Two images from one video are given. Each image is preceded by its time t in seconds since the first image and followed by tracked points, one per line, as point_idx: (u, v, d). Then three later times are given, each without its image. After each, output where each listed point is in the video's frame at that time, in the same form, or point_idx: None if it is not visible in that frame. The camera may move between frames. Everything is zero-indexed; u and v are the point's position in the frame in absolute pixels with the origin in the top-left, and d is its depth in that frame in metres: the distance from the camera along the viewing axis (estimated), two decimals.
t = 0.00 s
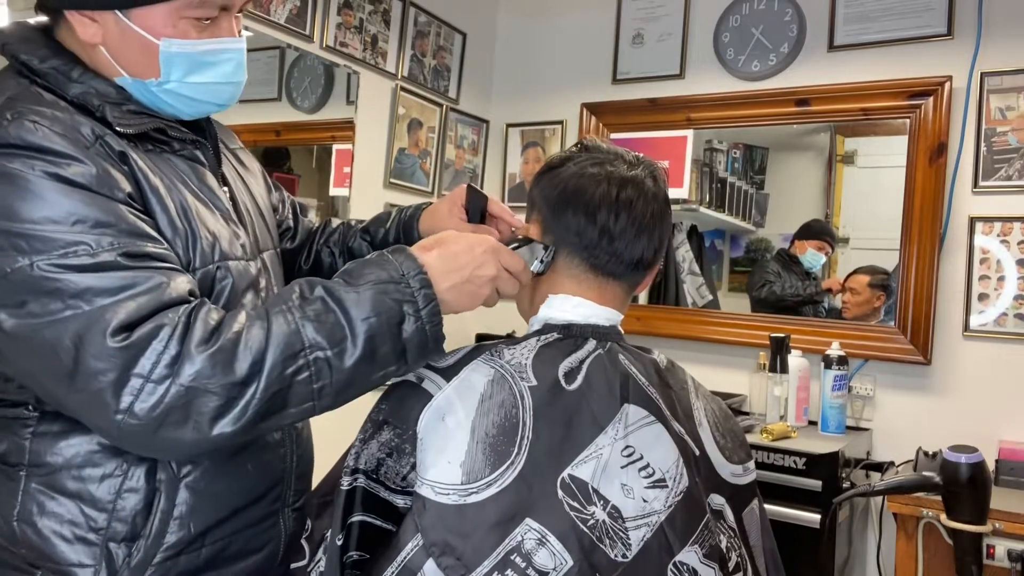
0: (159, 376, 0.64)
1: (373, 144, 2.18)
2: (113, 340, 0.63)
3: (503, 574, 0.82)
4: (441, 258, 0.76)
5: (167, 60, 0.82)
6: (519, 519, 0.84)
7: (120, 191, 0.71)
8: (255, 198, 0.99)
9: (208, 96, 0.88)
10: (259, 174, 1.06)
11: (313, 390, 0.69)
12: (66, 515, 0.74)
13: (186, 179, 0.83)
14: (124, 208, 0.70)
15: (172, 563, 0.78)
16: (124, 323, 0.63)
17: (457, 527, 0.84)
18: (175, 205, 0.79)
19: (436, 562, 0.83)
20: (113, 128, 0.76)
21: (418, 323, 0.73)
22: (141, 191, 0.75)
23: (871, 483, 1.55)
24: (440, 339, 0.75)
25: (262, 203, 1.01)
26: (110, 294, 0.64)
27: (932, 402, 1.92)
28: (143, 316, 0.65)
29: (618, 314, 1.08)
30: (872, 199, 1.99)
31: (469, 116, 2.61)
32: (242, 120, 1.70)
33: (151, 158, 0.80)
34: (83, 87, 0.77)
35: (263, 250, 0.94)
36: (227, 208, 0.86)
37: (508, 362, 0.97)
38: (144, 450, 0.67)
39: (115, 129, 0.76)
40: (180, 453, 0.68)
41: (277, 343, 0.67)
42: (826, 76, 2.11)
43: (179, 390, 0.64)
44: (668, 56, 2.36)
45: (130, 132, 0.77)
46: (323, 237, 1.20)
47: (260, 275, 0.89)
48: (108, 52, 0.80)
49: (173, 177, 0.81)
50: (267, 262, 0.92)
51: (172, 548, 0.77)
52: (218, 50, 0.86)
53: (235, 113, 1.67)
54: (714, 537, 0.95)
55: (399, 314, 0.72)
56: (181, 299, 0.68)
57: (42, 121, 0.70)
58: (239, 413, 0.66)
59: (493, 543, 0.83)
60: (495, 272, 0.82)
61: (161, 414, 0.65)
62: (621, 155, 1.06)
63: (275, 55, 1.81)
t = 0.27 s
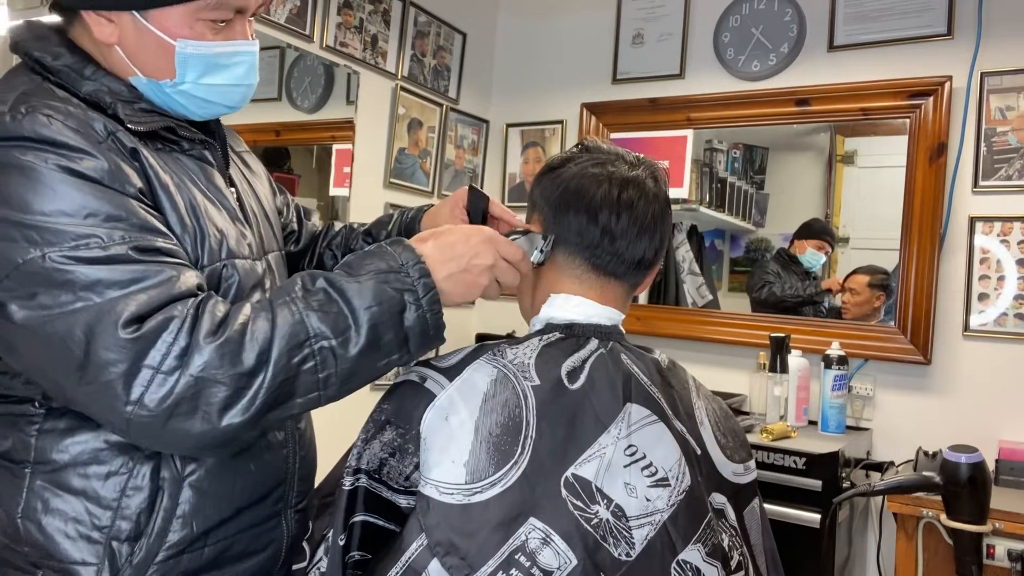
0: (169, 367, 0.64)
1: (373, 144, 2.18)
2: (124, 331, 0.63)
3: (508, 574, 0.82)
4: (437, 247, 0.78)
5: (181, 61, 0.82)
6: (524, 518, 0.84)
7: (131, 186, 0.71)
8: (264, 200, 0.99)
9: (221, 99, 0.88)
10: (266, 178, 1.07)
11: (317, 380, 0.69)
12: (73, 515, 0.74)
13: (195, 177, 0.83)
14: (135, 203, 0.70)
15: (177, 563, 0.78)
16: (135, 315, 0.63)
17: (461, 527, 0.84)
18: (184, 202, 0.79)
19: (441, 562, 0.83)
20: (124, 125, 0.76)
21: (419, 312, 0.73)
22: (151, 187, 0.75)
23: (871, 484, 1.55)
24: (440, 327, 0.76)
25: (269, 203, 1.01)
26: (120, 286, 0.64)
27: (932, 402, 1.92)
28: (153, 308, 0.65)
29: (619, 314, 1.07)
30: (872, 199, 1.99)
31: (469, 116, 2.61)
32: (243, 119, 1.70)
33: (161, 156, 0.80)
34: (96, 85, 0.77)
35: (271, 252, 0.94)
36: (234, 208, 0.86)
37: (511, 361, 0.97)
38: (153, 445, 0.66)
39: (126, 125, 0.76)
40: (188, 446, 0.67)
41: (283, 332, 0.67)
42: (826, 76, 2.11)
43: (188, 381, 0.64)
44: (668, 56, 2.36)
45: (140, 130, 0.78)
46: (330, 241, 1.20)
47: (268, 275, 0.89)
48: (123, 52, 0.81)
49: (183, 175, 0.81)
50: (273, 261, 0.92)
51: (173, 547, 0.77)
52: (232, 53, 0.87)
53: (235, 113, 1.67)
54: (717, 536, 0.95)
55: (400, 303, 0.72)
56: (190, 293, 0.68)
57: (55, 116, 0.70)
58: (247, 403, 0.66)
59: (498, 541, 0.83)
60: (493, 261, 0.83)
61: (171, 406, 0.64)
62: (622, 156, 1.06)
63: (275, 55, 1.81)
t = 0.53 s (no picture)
0: (179, 358, 0.64)
1: (373, 144, 2.18)
2: (135, 322, 0.63)
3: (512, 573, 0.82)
4: (438, 240, 0.78)
5: (192, 62, 0.82)
6: (527, 517, 0.84)
7: (139, 183, 0.71)
8: (267, 201, 0.99)
9: (230, 100, 0.88)
10: (270, 180, 1.07)
11: (323, 370, 0.69)
12: (71, 513, 0.74)
13: (201, 176, 0.83)
14: (145, 198, 0.70)
15: (175, 562, 0.78)
16: (146, 306, 0.63)
17: (465, 526, 0.84)
18: (191, 200, 0.79)
19: (446, 562, 0.83)
20: (133, 122, 0.76)
21: (422, 304, 0.73)
22: (159, 184, 0.75)
23: (871, 483, 1.55)
24: (444, 318, 0.76)
25: (272, 204, 1.01)
26: (130, 278, 0.64)
27: (933, 402, 1.92)
28: (163, 300, 0.64)
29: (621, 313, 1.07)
30: (872, 199, 1.99)
31: (469, 116, 2.61)
32: (243, 119, 1.70)
33: (167, 154, 0.80)
34: (104, 83, 0.78)
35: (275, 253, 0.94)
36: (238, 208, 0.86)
37: (514, 361, 0.97)
38: (163, 437, 0.66)
39: (134, 123, 0.76)
40: (195, 439, 0.67)
41: (290, 323, 0.67)
42: (826, 76, 2.11)
43: (197, 371, 0.64)
44: (668, 55, 2.36)
45: (148, 128, 0.78)
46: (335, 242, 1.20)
47: (271, 275, 0.89)
48: (133, 54, 0.81)
49: (191, 174, 0.81)
50: (274, 263, 0.91)
51: (171, 545, 0.77)
52: (241, 54, 0.87)
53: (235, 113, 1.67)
54: (719, 535, 0.95)
55: (403, 295, 0.72)
56: (198, 286, 0.68)
57: (66, 112, 0.70)
58: (255, 393, 0.66)
59: (502, 540, 0.83)
60: (495, 253, 0.83)
61: (181, 397, 0.64)
62: (623, 156, 1.07)
63: (275, 55, 1.81)
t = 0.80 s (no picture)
0: (183, 352, 0.64)
1: (373, 144, 2.18)
2: (140, 316, 0.62)
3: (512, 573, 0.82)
4: (433, 233, 0.78)
5: (197, 64, 0.82)
6: (528, 518, 0.84)
7: (143, 180, 0.71)
8: (269, 201, 0.99)
9: (235, 101, 0.88)
10: (272, 181, 1.07)
11: (324, 363, 0.69)
12: (72, 512, 0.74)
13: (204, 176, 0.83)
14: (149, 196, 0.70)
15: (177, 561, 0.78)
16: (151, 300, 0.63)
17: (466, 527, 0.84)
18: (195, 199, 0.79)
19: (446, 562, 0.83)
20: (138, 121, 0.76)
21: (420, 295, 0.74)
22: (163, 182, 0.75)
23: (871, 483, 1.55)
24: (440, 309, 0.76)
25: (273, 204, 1.01)
26: (135, 273, 0.64)
27: (932, 402, 1.92)
28: (167, 295, 0.64)
29: (621, 313, 1.07)
30: (872, 199, 1.99)
31: (469, 116, 2.61)
32: (243, 119, 1.70)
33: (171, 153, 0.80)
34: (109, 82, 0.78)
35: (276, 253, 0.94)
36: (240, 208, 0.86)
37: (514, 361, 0.97)
38: (167, 433, 0.66)
39: (138, 122, 0.76)
40: (198, 435, 0.66)
41: (291, 318, 0.67)
42: (825, 76, 2.11)
43: (202, 365, 0.64)
44: (668, 55, 2.36)
45: (151, 127, 0.78)
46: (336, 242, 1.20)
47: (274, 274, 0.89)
48: (139, 55, 0.81)
49: (194, 174, 0.81)
50: (276, 265, 0.91)
51: (172, 545, 0.77)
52: (246, 56, 0.86)
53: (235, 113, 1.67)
54: (719, 535, 0.95)
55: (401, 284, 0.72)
56: (201, 282, 0.68)
57: (72, 109, 0.70)
58: (258, 387, 0.66)
59: (502, 541, 0.83)
60: (489, 247, 0.83)
61: (185, 390, 0.64)
62: (622, 156, 1.07)
63: (276, 55, 1.81)
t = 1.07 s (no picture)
0: (192, 345, 0.64)
1: (373, 144, 2.18)
2: (151, 308, 0.62)
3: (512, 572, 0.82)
4: (434, 221, 0.78)
5: (204, 65, 0.82)
6: (528, 517, 0.84)
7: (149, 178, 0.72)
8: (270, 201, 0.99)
9: (240, 102, 0.88)
10: (274, 181, 1.07)
11: (333, 353, 0.69)
12: (74, 511, 0.74)
13: (206, 175, 0.83)
14: (156, 192, 0.71)
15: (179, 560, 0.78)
16: (160, 294, 0.63)
17: (466, 526, 0.84)
18: (199, 198, 0.79)
19: (447, 561, 0.83)
20: (142, 120, 0.76)
21: (424, 285, 0.74)
22: (167, 181, 0.75)
23: (871, 483, 1.54)
24: (444, 299, 0.76)
25: (274, 204, 1.01)
26: (144, 267, 0.64)
27: (932, 402, 1.92)
28: (176, 288, 0.64)
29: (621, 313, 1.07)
30: (872, 199, 1.99)
31: (469, 116, 2.61)
32: (243, 119, 1.70)
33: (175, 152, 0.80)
34: (113, 82, 0.78)
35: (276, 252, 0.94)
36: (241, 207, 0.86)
37: (514, 361, 0.97)
38: (175, 426, 0.66)
39: (143, 120, 0.76)
40: (207, 428, 0.66)
41: (299, 309, 0.67)
42: (825, 76, 2.11)
43: (211, 356, 0.64)
44: (668, 55, 2.36)
45: (155, 126, 0.78)
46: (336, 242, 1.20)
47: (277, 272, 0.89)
48: (146, 57, 0.81)
49: (197, 173, 0.81)
50: (278, 264, 0.90)
51: (173, 544, 0.77)
52: (252, 57, 0.87)
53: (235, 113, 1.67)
54: (719, 534, 0.95)
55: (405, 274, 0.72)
56: (208, 275, 0.68)
57: (77, 106, 0.70)
58: (267, 378, 0.66)
59: (502, 540, 0.83)
60: (490, 232, 0.83)
61: (195, 382, 0.64)
62: (620, 157, 1.07)
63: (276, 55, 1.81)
